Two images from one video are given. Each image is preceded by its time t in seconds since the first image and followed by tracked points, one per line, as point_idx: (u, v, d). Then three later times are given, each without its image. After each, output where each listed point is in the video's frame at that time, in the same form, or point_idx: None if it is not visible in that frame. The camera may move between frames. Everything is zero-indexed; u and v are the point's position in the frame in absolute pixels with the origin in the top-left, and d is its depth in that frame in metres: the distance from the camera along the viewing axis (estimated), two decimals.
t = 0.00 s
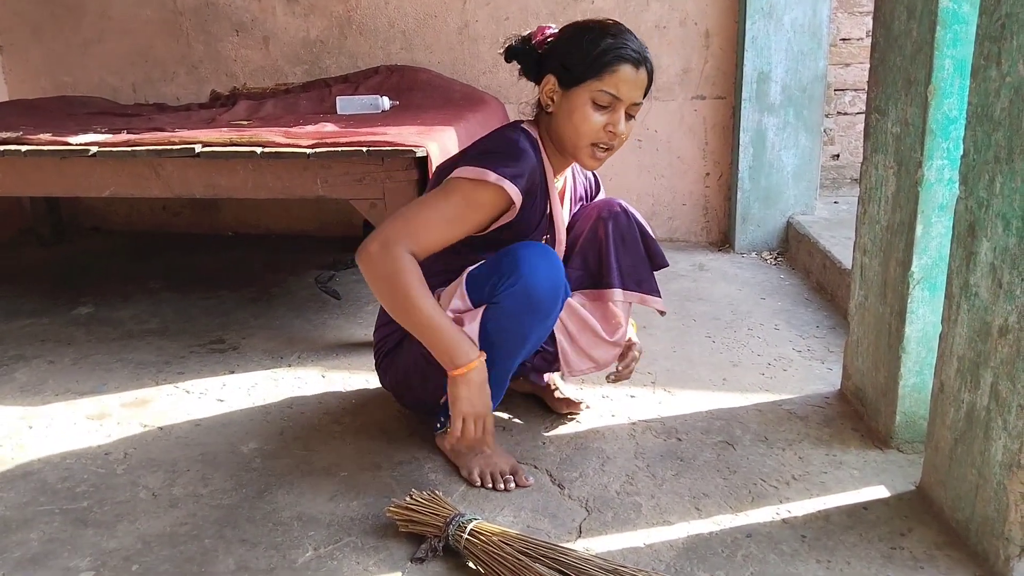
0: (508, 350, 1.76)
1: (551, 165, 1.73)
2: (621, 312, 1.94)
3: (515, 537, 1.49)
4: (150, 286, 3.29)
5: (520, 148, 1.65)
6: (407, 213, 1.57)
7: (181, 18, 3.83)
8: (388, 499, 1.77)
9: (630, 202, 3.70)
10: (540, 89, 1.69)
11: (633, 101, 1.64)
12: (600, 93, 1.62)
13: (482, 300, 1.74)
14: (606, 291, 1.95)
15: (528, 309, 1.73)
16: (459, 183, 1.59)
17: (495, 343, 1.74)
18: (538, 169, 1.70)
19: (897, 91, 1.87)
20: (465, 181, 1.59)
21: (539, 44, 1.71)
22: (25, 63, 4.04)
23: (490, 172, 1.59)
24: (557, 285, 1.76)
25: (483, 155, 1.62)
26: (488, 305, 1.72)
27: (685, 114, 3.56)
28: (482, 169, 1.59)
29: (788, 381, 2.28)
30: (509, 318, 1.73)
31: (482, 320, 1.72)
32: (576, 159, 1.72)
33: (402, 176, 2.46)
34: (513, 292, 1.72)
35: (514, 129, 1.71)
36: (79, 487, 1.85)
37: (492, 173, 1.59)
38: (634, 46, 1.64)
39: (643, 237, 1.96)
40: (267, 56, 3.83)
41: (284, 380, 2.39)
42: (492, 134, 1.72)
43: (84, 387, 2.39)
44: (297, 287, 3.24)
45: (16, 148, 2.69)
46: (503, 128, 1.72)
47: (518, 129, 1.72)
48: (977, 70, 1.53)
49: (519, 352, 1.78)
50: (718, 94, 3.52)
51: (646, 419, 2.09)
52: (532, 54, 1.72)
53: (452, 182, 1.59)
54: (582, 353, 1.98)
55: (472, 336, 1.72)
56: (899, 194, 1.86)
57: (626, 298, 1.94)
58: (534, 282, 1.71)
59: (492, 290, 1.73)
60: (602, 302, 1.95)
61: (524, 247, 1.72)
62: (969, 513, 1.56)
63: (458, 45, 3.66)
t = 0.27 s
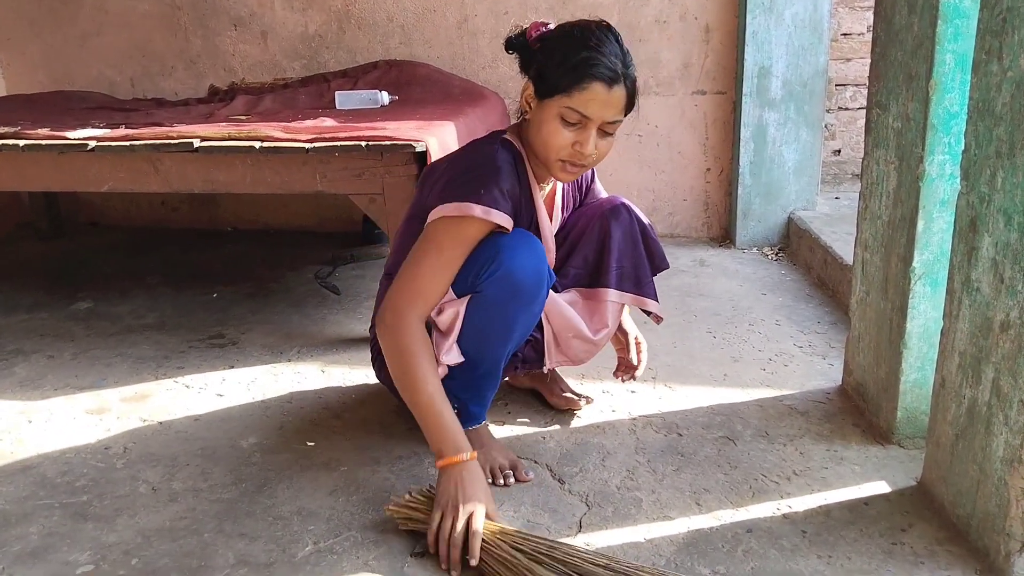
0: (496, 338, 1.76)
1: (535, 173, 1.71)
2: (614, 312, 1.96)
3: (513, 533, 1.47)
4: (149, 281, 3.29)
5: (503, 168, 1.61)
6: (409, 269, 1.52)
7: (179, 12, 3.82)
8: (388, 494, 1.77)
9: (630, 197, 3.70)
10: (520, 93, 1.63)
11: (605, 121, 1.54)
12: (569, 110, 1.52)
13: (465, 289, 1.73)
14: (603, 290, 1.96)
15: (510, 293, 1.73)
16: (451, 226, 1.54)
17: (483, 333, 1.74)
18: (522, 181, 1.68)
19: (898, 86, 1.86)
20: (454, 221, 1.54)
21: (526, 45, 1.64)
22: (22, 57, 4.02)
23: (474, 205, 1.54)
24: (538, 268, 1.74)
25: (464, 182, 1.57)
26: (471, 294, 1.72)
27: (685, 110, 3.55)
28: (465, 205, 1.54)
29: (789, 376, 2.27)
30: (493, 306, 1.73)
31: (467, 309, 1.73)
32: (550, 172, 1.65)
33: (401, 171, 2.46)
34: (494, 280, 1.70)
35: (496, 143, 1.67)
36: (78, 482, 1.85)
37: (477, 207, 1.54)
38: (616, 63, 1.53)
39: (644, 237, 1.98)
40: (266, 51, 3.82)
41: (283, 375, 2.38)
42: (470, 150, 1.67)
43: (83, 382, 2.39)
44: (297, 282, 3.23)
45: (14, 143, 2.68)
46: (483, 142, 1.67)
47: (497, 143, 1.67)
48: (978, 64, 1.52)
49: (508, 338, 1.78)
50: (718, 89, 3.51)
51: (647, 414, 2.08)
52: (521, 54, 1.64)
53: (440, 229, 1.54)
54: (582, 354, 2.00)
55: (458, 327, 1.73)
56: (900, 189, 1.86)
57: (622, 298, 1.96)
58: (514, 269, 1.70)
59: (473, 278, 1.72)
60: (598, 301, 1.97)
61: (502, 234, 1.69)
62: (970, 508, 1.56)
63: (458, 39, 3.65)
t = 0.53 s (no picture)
0: (498, 339, 1.77)
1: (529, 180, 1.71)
2: (625, 318, 1.97)
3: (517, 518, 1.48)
4: (153, 277, 3.29)
5: (494, 179, 1.61)
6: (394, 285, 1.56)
7: (182, 7, 3.81)
8: (391, 491, 1.77)
9: (633, 194, 3.69)
10: (508, 95, 1.62)
11: (591, 124, 1.53)
12: (553, 115, 1.52)
13: (468, 292, 1.74)
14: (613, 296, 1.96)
15: (514, 298, 1.72)
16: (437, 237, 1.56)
17: (485, 334, 1.76)
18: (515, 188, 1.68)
19: (903, 83, 1.85)
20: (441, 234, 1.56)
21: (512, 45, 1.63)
22: (25, 52, 4.02)
23: (465, 218, 1.56)
24: (542, 271, 1.73)
25: (455, 195, 1.58)
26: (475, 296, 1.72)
27: (689, 107, 3.54)
28: (458, 217, 1.56)
29: (793, 375, 2.27)
30: (497, 310, 1.73)
31: (470, 312, 1.74)
32: (541, 176, 1.65)
33: (404, 167, 2.45)
34: (497, 284, 1.70)
35: (486, 149, 1.66)
36: (81, 477, 1.85)
37: (468, 220, 1.56)
38: (600, 65, 1.51)
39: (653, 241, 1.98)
40: (269, 47, 3.82)
41: (286, 372, 2.38)
42: (459, 159, 1.66)
43: (86, 377, 2.39)
44: (300, 278, 3.23)
45: (17, 138, 2.68)
46: (472, 146, 1.66)
47: (486, 150, 1.65)
48: (984, 62, 1.51)
49: (512, 340, 1.78)
50: (722, 86, 3.50)
51: (650, 412, 2.08)
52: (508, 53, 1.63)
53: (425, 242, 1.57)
54: (582, 353, 1.99)
55: (462, 329, 1.74)
56: (905, 188, 1.85)
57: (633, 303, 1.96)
58: (517, 274, 1.69)
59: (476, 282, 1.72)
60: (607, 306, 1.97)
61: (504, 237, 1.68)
62: (974, 508, 1.56)
63: (461, 35, 3.64)
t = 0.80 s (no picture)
0: (483, 348, 1.76)
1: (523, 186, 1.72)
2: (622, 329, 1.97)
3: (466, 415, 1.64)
4: (154, 277, 3.29)
5: (488, 185, 1.63)
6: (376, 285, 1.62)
7: (185, 9, 3.82)
8: (391, 493, 1.77)
9: (635, 198, 3.70)
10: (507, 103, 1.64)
11: (587, 131, 1.53)
12: (548, 123, 1.53)
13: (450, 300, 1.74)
14: (614, 309, 1.96)
15: (496, 305, 1.72)
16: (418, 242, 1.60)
17: (469, 344, 1.75)
18: (509, 194, 1.69)
19: (905, 88, 1.86)
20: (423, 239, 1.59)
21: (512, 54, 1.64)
22: (29, 53, 4.03)
23: (454, 226, 1.58)
24: (524, 278, 1.73)
25: (445, 202, 1.60)
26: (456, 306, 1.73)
27: (690, 111, 3.55)
28: (445, 224, 1.58)
29: (793, 379, 2.27)
30: (479, 318, 1.73)
31: (454, 320, 1.73)
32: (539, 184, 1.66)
33: (406, 169, 2.46)
34: (478, 292, 1.71)
35: (482, 155, 1.67)
36: (82, 476, 1.85)
37: (456, 227, 1.58)
38: (596, 73, 1.52)
39: (656, 255, 1.99)
40: (272, 48, 3.83)
41: (287, 373, 2.38)
42: (455, 164, 1.68)
43: (87, 377, 2.39)
44: (301, 280, 3.23)
45: (20, 138, 2.69)
46: (469, 154, 1.68)
47: (483, 156, 1.67)
48: (986, 68, 1.52)
49: (496, 348, 1.77)
50: (724, 91, 3.51)
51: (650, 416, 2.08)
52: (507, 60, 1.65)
53: (408, 243, 1.60)
54: (571, 358, 1.99)
55: (445, 337, 1.73)
56: (906, 193, 1.85)
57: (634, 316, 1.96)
58: (497, 280, 1.70)
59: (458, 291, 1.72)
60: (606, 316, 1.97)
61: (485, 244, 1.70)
62: (974, 512, 1.56)
63: (464, 39, 3.65)
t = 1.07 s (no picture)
0: (481, 352, 1.75)
1: (523, 184, 1.72)
2: (615, 333, 1.99)
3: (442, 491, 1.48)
4: (154, 276, 3.30)
5: (490, 183, 1.62)
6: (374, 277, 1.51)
7: (187, 8, 3.83)
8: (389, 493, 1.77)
9: (635, 199, 3.70)
10: (509, 101, 1.63)
11: (596, 123, 1.53)
12: (558, 116, 1.52)
13: (449, 306, 1.74)
14: (610, 313, 1.96)
15: (494, 310, 1.71)
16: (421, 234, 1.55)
17: (468, 348, 1.75)
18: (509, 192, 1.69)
19: (905, 90, 1.86)
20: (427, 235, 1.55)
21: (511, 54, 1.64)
22: (31, 52, 4.04)
23: (455, 224, 1.55)
24: (521, 283, 1.72)
25: (447, 199, 1.57)
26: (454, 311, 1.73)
27: (691, 112, 3.55)
28: (447, 221, 1.54)
29: (791, 381, 2.27)
30: (477, 323, 1.72)
31: (452, 325, 1.74)
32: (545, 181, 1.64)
33: (406, 170, 2.46)
34: (475, 297, 1.70)
35: (483, 154, 1.66)
36: (80, 476, 1.85)
37: (458, 225, 1.55)
38: (602, 64, 1.53)
39: (652, 259, 1.99)
40: (273, 48, 3.83)
41: (286, 373, 2.39)
42: (458, 162, 1.66)
43: (86, 376, 2.40)
44: (300, 280, 3.24)
45: (21, 136, 2.69)
46: (470, 154, 1.67)
47: (486, 154, 1.66)
48: (986, 70, 1.52)
49: (495, 352, 1.77)
50: (725, 92, 3.50)
51: (648, 417, 2.08)
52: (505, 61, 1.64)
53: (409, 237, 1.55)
54: (566, 365, 2.01)
55: (441, 345, 1.75)
56: (906, 195, 1.85)
57: (630, 320, 1.96)
58: (494, 286, 1.69)
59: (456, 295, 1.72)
60: (602, 320, 1.97)
61: (483, 249, 1.69)
62: (971, 515, 1.56)
63: (465, 39, 3.65)
